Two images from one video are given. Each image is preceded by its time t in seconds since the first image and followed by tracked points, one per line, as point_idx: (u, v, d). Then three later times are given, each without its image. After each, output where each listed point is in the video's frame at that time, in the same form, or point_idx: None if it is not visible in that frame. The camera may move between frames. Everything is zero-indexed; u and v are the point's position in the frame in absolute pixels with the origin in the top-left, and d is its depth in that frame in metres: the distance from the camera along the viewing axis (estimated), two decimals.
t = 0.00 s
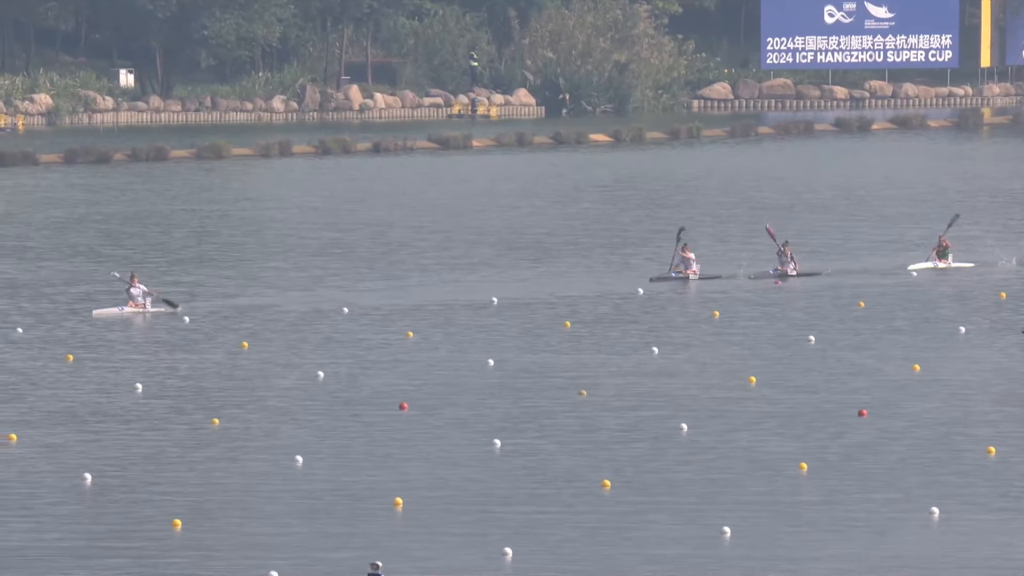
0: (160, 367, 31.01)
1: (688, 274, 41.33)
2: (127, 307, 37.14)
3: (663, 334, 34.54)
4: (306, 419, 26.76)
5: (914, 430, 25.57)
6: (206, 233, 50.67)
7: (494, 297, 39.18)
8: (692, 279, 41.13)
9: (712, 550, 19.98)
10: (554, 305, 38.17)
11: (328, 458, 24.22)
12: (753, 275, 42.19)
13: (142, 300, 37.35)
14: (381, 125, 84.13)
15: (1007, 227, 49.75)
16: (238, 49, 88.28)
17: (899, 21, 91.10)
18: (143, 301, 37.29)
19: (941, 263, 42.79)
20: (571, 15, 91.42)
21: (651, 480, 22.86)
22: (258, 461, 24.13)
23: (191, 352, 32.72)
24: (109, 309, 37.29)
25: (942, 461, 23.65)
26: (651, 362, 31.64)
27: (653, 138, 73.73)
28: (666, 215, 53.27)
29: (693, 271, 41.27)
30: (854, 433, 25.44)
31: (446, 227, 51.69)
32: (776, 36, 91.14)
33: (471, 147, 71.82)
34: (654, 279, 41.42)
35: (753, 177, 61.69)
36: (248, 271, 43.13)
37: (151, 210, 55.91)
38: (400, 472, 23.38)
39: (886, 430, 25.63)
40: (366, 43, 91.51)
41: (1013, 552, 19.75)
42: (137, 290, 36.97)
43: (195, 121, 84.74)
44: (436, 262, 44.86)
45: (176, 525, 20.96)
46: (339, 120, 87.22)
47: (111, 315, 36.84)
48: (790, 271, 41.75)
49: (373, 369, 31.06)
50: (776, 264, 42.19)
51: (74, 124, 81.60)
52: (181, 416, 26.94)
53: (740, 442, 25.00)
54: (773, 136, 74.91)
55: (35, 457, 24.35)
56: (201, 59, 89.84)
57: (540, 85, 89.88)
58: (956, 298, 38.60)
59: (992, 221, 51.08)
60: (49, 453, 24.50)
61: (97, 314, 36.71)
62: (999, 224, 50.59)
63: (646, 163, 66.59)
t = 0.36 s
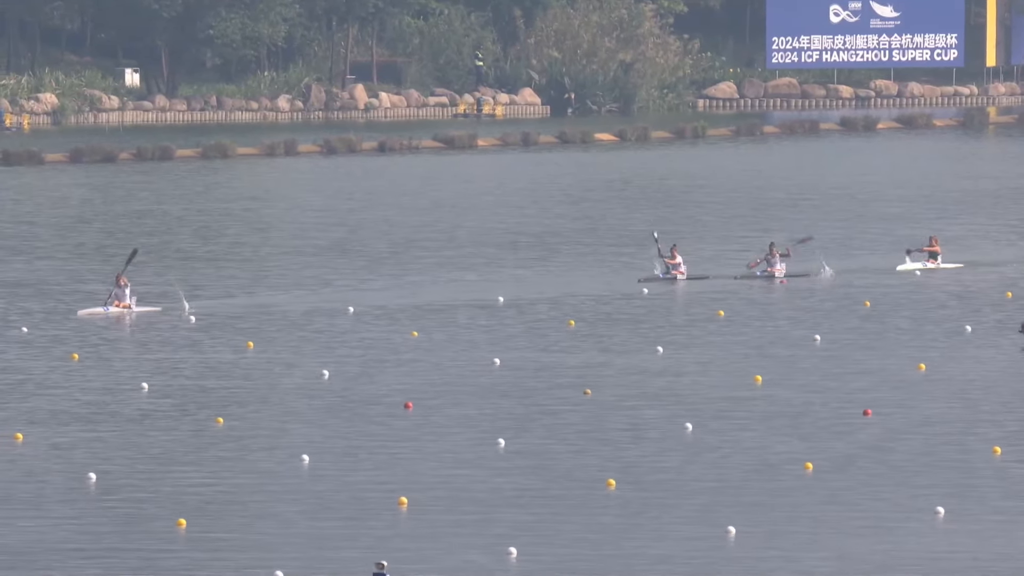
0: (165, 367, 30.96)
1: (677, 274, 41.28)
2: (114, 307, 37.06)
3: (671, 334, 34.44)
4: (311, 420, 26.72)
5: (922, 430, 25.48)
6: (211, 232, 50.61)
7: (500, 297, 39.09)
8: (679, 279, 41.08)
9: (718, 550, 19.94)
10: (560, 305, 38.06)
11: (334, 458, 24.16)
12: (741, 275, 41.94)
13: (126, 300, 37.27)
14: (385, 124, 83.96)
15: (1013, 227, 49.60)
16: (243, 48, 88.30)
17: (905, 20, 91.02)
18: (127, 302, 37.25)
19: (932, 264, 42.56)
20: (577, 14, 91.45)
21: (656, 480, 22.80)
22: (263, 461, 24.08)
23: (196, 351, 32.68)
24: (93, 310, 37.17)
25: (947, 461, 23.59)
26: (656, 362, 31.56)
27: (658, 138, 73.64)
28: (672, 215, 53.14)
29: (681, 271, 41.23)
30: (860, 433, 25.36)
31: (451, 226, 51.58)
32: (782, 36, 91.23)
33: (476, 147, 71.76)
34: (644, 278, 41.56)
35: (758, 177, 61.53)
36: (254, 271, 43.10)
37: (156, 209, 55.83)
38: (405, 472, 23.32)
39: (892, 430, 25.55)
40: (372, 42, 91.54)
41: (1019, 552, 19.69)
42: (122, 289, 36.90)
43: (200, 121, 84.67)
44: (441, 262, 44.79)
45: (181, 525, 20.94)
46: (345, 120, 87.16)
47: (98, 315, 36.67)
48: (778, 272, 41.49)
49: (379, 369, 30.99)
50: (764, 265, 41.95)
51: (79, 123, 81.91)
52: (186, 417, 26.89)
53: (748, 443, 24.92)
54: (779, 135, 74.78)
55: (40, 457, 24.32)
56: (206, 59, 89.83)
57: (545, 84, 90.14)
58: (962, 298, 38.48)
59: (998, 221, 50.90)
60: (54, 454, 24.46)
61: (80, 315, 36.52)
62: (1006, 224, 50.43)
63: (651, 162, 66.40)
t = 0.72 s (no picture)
0: (172, 367, 30.96)
1: (667, 273, 40.93)
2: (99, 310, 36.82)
3: (678, 334, 34.42)
4: (319, 419, 26.70)
5: (931, 430, 25.45)
6: (218, 232, 50.58)
7: (507, 297, 39.05)
8: (669, 279, 40.74)
9: (727, 550, 19.93)
10: (568, 305, 38.04)
11: (342, 457, 24.16)
12: (731, 275, 41.93)
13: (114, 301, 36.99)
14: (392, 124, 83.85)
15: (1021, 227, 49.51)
16: (251, 48, 88.30)
17: (913, 20, 90.81)
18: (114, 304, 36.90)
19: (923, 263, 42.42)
20: (584, 14, 91.40)
21: (665, 480, 22.79)
22: (270, 460, 24.08)
23: (203, 351, 32.67)
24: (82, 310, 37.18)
25: (955, 461, 23.56)
26: (664, 362, 31.52)
27: (666, 137, 73.58)
28: (679, 215, 53.10)
29: (671, 270, 40.85)
30: (868, 433, 25.32)
31: (458, 226, 51.52)
32: (789, 35, 91.26)
33: (483, 147, 71.77)
34: (632, 279, 41.14)
35: (766, 177, 61.42)
36: (262, 271, 43.14)
37: (163, 210, 55.82)
38: (413, 472, 23.32)
39: (900, 430, 25.50)
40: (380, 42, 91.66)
41: None
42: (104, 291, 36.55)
43: (207, 121, 84.61)
44: (448, 261, 44.76)
45: (189, 525, 20.96)
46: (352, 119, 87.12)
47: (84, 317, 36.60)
48: (767, 272, 41.45)
49: (386, 368, 30.98)
50: (754, 262, 41.90)
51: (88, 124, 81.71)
52: (193, 416, 26.89)
53: (756, 442, 24.90)
54: (786, 135, 74.69)
55: (48, 456, 24.35)
56: (213, 58, 89.83)
57: (552, 84, 90.07)
58: (970, 298, 38.42)
59: (1006, 221, 50.80)
60: (62, 453, 24.49)
61: (67, 316, 36.48)
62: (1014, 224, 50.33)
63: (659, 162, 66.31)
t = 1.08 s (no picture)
0: (185, 367, 31.04)
1: (662, 276, 40.89)
2: (92, 309, 36.91)
3: (693, 334, 34.43)
4: (331, 419, 26.75)
5: (946, 430, 25.42)
6: (233, 232, 50.65)
7: (520, 297, 39.07)
8: (665, 282, 40.70)
9: (742, 550, 19.91)
10: (582, 305, 38.04)
11: (356, 457, 24.18)
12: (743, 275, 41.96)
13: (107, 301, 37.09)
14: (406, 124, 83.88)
15: None
16: (264, 48, 88.52)
17: (927, 20, 90.61)
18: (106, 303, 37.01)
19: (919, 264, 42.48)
20: (598, 14, 90.40)
21: (679, 480, 22.78)
22: (284, 460, 24.13)
23: (218, 351, 32.76)
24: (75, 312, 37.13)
25: (968, 461, 23.55)
26: (677, 362, 31.53)
27: (679, 137, 73.64)
28: (693, 215, 53.10)
29: (666, 274, 40.84)
30: (880, 433, 25.32)
31: (471, 226, 51.58)
32: (805, 36, 91.08)
33: (497, 146, 71.89)
34: (628, 282, 41.08)
35: (778, 176, 61.50)
36: (276, 271, 43.17)
37: (177, 209, 55.97)
38: (428, 472, 23.34)
39: (913, 430, 25.50)
40: (393, 42, 91.77)
41: None
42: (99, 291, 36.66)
43: (221, 121, 84.68)
44: (460, 261, 44.77)
45: (203, 524, 21.02)
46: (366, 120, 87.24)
47: (77, 318, 36.62)
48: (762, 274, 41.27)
49: (400, 369, 31.02)
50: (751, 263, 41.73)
51: (101, 123, 81.89)
52: (207, 415, 26.96)
53: (771, 442, 24.88)
54: (800, 134, 74.64)
55: (61, 457, 24.39)
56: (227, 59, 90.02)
57: (566, 84, 90.31)
58: (984, 298, 38.38)
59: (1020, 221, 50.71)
60: (76, 453, 24.54)
61: (61, 317, 36.48)
62: None
63: (672, 160, 66.65)
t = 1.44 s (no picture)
0: (209, 367, 31.17)
1: (667, 276, 40.95)
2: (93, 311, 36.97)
3: (718, 333, 34.49)
4: (355, 418, 26.86)
5: (971, 429, 25.45)
6: (256, 232, 50.81)
7: (543, 297, 39.13)
8: (669, 281, 40.77)
9: (765, 549, 19.96)
10: (606, 305, 38.10)
11: (380, 457, 24.29)
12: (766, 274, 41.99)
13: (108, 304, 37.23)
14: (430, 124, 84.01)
15: None
16: (288, 48, 88.89)
17: (950, 19, 90.72)
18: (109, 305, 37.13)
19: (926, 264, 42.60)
20: (621, 14, 91.23)
21: (703, 480, 22.84)
22: (307, 459, 24.24)
23: (241, 351, 32.91)
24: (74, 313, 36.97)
25: (992, 460, 23.58)
26: (699, 361, 31.57)
27: (702, 136, 73.65)
28: (719, 214, 53.07)
29: (671, 274, 40.90)
30: (904, 433, 25.35)
31: (494, 225, 51.68)
32: (826, 34, 91.07)
33: (521, 146, 71.93)
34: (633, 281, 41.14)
35: (800, 175, 61.50)
36: (299, 270, 43.33)
37: (200, 208, 56.19)
38: (453, 471, 23.44)
39: (936, 429, 25.52)
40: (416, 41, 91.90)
41: None
42: (101, 293, 36.72)
43: (245, 120, 84.86)
44: (483, 261, 44.84)
45: (228, 523, 21.15)
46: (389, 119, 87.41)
47: (78, 319, 36.53)
48: (769, 273, 41.47)
49: (426, 369, 31.13)
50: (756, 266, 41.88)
51: (126, 123, 82.08)
52: (230, 415, 27.08)
53: (795, 441, 24.93)
54: (824, 133, 74.54)
55: (86, 455, 24.59)
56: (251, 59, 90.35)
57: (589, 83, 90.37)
58: (1007, 297, 38.37)
59: None
60: (101, 452, 24.74)
61: (62, 318, 36.37)
62: None
63: (694, 159, 66.72)
